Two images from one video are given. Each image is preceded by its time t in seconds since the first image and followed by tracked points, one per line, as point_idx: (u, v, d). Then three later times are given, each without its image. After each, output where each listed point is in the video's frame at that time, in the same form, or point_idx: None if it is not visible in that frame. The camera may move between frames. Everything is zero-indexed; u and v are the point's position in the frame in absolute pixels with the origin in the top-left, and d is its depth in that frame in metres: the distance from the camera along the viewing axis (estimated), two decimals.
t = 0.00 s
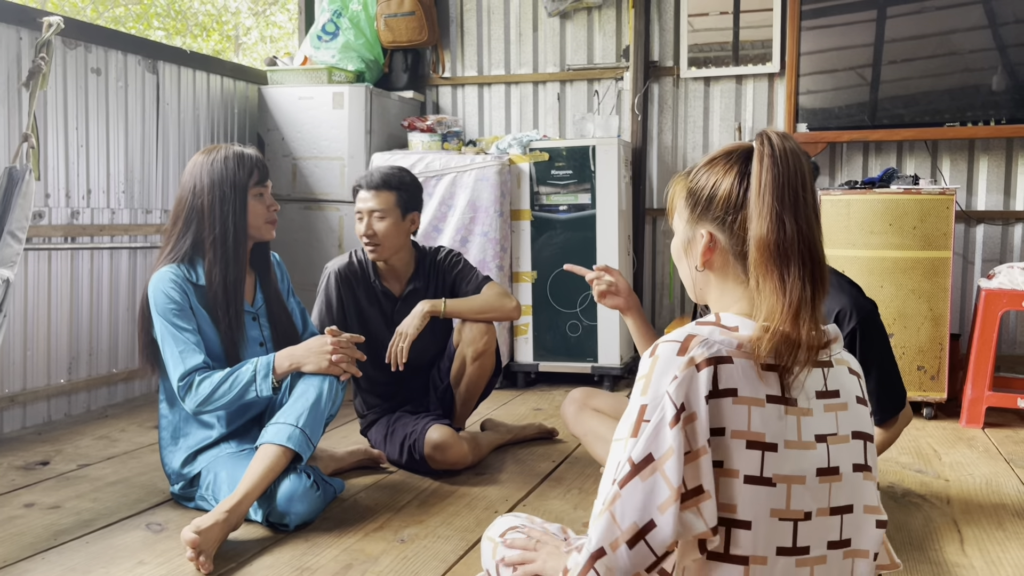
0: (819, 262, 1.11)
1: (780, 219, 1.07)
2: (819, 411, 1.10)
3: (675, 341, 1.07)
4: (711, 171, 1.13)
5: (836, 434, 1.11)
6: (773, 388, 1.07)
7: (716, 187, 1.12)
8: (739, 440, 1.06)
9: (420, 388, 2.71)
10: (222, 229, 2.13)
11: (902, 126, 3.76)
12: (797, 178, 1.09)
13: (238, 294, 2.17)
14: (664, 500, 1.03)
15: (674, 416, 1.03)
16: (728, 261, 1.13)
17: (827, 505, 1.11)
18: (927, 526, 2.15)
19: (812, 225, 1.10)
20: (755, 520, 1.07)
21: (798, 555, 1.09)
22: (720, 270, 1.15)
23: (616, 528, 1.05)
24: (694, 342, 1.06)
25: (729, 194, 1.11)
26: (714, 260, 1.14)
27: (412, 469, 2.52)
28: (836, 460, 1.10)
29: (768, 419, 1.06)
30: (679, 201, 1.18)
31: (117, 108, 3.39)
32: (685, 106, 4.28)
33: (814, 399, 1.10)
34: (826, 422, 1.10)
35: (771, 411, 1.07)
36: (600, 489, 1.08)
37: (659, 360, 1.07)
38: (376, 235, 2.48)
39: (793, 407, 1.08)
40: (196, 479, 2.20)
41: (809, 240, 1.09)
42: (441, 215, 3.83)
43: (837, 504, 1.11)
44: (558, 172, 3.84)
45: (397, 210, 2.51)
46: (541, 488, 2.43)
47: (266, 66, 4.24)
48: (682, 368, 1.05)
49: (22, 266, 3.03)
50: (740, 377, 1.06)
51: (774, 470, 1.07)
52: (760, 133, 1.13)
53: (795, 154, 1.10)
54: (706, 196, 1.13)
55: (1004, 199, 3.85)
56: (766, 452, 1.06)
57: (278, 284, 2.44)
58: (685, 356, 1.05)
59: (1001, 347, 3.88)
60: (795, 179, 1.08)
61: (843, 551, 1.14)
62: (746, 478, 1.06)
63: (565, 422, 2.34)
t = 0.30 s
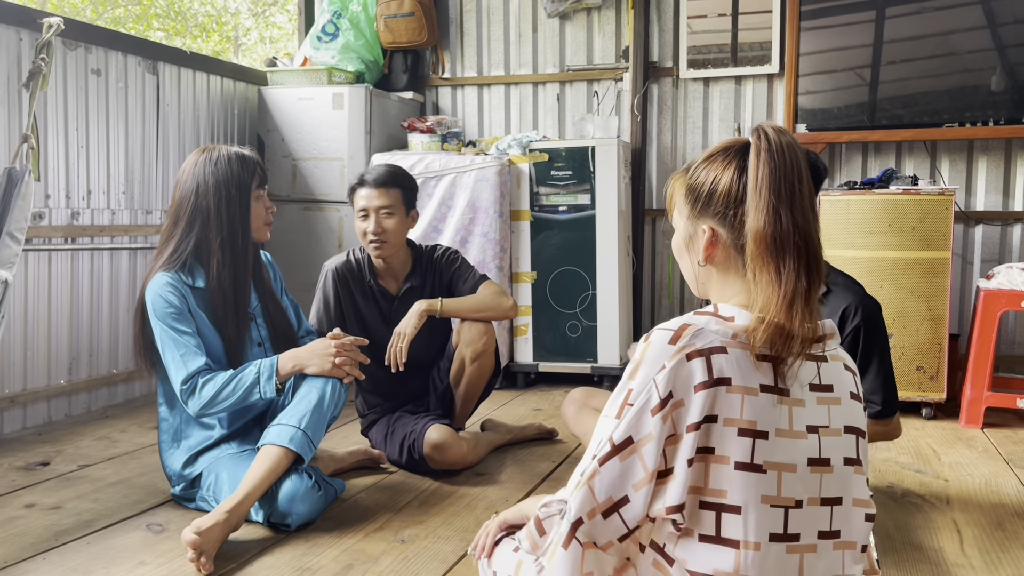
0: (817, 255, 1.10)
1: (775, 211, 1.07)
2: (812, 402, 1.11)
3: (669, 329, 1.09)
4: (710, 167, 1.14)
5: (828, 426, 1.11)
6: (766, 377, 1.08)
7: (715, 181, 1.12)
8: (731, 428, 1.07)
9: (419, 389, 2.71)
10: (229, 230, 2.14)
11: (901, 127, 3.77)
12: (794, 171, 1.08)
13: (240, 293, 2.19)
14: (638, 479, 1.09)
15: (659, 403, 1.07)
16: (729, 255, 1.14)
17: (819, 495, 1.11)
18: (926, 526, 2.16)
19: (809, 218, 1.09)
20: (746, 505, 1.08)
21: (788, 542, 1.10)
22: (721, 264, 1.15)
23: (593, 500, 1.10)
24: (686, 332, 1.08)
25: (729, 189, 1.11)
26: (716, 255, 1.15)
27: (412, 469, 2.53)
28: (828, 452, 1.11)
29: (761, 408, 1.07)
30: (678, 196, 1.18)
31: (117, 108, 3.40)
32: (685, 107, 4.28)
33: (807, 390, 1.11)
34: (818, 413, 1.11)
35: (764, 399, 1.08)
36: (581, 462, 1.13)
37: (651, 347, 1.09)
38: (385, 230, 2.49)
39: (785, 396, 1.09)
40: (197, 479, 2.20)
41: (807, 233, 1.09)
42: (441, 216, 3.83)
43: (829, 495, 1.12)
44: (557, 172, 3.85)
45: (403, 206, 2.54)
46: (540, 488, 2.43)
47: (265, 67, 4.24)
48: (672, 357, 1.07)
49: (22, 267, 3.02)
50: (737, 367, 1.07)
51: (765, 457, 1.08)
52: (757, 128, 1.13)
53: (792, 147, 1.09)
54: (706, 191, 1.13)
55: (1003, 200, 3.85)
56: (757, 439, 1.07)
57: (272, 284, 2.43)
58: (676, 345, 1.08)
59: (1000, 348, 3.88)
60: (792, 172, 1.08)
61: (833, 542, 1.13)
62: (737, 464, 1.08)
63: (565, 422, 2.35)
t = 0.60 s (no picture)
0: (815, 259, 1.10)
1: (773, 215, 1.07)
2: (809, 401, 1.11)
3: (666, 329, 1.10)
4: (707, 170, 1.14)
5: (826, 425, 1.11)
6: (764, 375, 1.09)
7: (713, 185, 1.13)
8: (729, 425, 1.07)
9: (417, 389, 2.71)
10: (224, 232, 2.14)
11: (900, 127, 3.77)
12: (792, 174, 1.08)
13: (239, 292, 2.20)
14: (638, 475, 1.09)
15: (658, 401, 1.07)
16: (726, 258, 1.14)
17: (817, 493, 1.11)
18: (925, 527, 2.16)
19: (807, 222, 1.09)
20: (744, 502, 1.08)
21: (787, 539, 1.10)
22: (719, 267, 1.16)
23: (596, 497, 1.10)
24: (682, 331, 1.09)
25: (727, 192, 1.12)
26: (714, 258, 1.15)
27: (412, 469, 2.53)
28: (825, 450, 1.11)
29: (758, 405, 1.08)
30: (676, 199, 1.19)
31: (116, 109, 3.39)
32: (684, 107, 4.29)
33: (805, 388, 1.11)
34: (816, 412, 1.11)
35: (762, 397, 1.08)
36: (583, 459, 1.13)
37: (648, 346, 1.10)
38: (409, 227, 2.51)
39: (783, 394, 1.09)
40: (196, 480, 2.20)
41: (805, 237, 1.09)
42: (440, 216, 3.83)
43: (827, 493, 1.12)
44: (556, 173, 3.85)
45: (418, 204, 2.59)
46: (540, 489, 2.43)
47: (265, 68, 4.24)
48: (668, 356, 1.08)
49: (21, 267, 3.02)
50: (734, 366, 1.08)
51: (763, 454, 1.08)
52: (755, 132, 1.14)
53: (791, 150, 1.10)
54: (704, 195, 1.14)
55: (1001, 200, 3.86)
56: (755, 436, 1.07)
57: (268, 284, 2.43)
58: (673, 344, 1.08)
59: (999, 348, 3.89)
60: (790, 176, 1.08)
61: (831, 540, 1.14)
62: (735, 461, 1.08)
63: (565, 420, 2.35)
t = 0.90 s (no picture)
0: (813, 259, 1.10)
1: (771, 214, 1.07)
2: (807, 401, 1.11)
3: (662, 333, 1.10)
4: (705, 171, 1.14)
5: (825, 425, 1.11)
6: (762, 376, 1.08)
7: (710, 184, 1.13)
8: (729, 428, 1.07)
9: (415, 390, 2.71)
10: (223, 232, 2.14)
11: (899, 127, 3.78)
12: (789, 174, 1.08)
13: (238, 292, 2.19)
14: (643, 483, 1.09)
15: (659, 405, 1.06)
16: (723, 258, 1.14)
17: (818, 493, 1.11)
18: (925, 526, 2.15)
19: (805, 222, 1.10)
20: (745, 504, 1.08)
21: (787, 540, 1.10)
22: (716, 267, 1.15)
23: (606, 510, 1.09)
24: (679, 335, 1.08)
25: (725, 192, 1.12)
26: (711, 258, 1.15)
27: (410, 469, 2.52)
28: (826, 450, 1.11)
29: (758, 406, 1.07)
30: (671, 199, 1.19)
31: (114, 109, 3.39)
32: (683, 107, 4.28)
33: (803, 388, 1.11)
34: (815, 412, 1.11)
35: (761, 398, 1.08)
36: (591, 471, 1.12)
37: (645, 351, 1.09)
38: (406, 228, 2.52)
39: (782, 395, 1.09)
40: (195, 480, 2.20)
41: (803, 236, 1.09)
42: (439, 216, 3.83)
43: (828, 493, 1.12)
44: (555, 172, 3.85)
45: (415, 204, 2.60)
46: (539, 489, 2.43)
47: (263, 67, 4.24)
48: (666, 360, 1.07)
49: (19, 268, 3.02)
50: (733, 368, 1.07)
51: (763, 455, 1.08)
52: (751, 131, 1.14)
53: (788, 150, 1.09)
54: (702, 195, 1.13)
55: (1000, 199, 3.86)
56: (755, 437, 1.07)
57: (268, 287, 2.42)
58: (670, 348, 1.08)
59: (998, 348, 3.88)
60: (788, 175, 1.08)
61: (832, 540, 1.14)
62: (736, 463, 1.07)
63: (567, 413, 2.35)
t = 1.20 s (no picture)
0: (814, 258, 1.10)
1: (770, 214, 1.07)
2: (807, 401, 1.10)
3: (655, 338, 1.10)
4: (704, 170, 1.14)
5: (824, 425, 1.10)
6: (758, 376, 1.07)
7: (709, 184, 1.12)
8: (725, 430, 1.06)
9: (411, 390, 2.70)
10: (207, 229, 2.14)
11: (897, 126, 3.78)
12: (788, 173, 1.08)
13: (236, 289, 2.19)
14: (638, 487, 1.09)
15: (651, 410, 1.07)
16: (724, 259, 1.14)
17: (817, 493, 1.10)
18: (923, 525, 2.16)
19: (806, 221, 1.09)
20: (742, 506, 1.08)
21: (785, 541, 1.10)
22: (717, 268, 1.15)
23: (603, 512, 1.10)
24: (671, 340, 1.08)
25: (724, 192, 1.11)
26: (712, 258, 1.15)
27: (408, 468, 2.52)
28: (824, 450, 1.10)
29: (754, 407, 1.07)
30: (671, 199, 1.18)
31: (113, 109, 3.38)
32: (681, 106, 4.28)
33: (802, 388, 1.10)
34: (813, 412, 1.10)
35: (758, 399, 1.07)
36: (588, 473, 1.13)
37: (639, 356, 1.10)
38: (392, 226, 2.52)
39: (780, 395, 1.08)
40: (193, 480, 2.20)
41: (803, 235, 1.08)
42: (437, 216, 3.82)
43: (827, 494, 1.11)
44: (554, 172, 3.84)
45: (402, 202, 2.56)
46: (537, 488, 2.43)
47: (262, 67, 4.23)
48: (657, 366, 1.07)
49: (17, 267, 3.02)
50: (727, 370, 1.07)
51: (760, 456, 1.07)
52: (750, 130, 1.14)
53: (786, 148, 1.09)
54: (701, 195, 1.13)
55: (999, 198, 3.86)
56: (752, 438, 1.07)
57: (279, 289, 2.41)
58: (662, 353, 1.08)
59: (997, 347, 3.89)
60: (786, 175, 1.08)
61: (832, 540, 1.13)
62: (733, 465, 1.07)
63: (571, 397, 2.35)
